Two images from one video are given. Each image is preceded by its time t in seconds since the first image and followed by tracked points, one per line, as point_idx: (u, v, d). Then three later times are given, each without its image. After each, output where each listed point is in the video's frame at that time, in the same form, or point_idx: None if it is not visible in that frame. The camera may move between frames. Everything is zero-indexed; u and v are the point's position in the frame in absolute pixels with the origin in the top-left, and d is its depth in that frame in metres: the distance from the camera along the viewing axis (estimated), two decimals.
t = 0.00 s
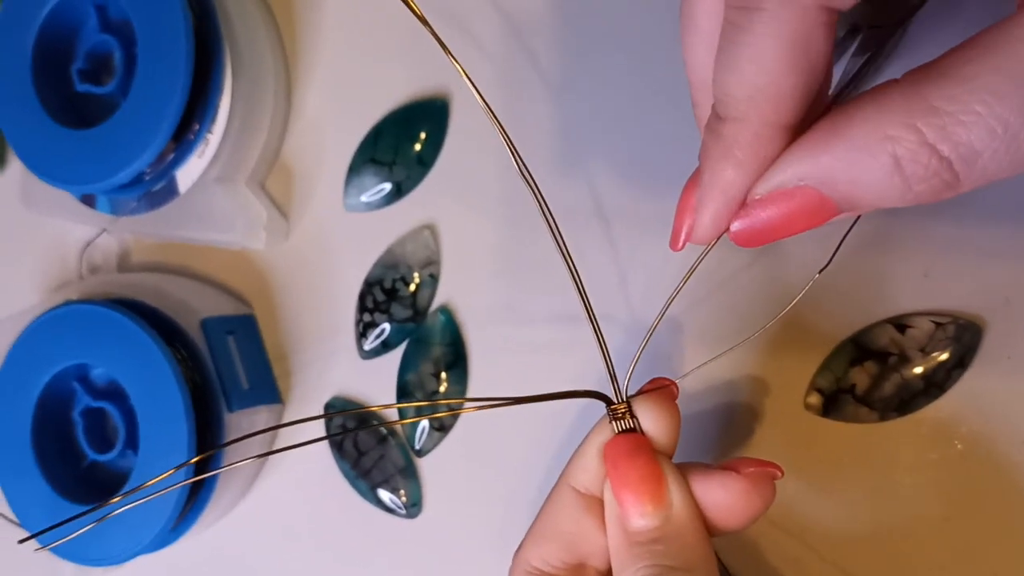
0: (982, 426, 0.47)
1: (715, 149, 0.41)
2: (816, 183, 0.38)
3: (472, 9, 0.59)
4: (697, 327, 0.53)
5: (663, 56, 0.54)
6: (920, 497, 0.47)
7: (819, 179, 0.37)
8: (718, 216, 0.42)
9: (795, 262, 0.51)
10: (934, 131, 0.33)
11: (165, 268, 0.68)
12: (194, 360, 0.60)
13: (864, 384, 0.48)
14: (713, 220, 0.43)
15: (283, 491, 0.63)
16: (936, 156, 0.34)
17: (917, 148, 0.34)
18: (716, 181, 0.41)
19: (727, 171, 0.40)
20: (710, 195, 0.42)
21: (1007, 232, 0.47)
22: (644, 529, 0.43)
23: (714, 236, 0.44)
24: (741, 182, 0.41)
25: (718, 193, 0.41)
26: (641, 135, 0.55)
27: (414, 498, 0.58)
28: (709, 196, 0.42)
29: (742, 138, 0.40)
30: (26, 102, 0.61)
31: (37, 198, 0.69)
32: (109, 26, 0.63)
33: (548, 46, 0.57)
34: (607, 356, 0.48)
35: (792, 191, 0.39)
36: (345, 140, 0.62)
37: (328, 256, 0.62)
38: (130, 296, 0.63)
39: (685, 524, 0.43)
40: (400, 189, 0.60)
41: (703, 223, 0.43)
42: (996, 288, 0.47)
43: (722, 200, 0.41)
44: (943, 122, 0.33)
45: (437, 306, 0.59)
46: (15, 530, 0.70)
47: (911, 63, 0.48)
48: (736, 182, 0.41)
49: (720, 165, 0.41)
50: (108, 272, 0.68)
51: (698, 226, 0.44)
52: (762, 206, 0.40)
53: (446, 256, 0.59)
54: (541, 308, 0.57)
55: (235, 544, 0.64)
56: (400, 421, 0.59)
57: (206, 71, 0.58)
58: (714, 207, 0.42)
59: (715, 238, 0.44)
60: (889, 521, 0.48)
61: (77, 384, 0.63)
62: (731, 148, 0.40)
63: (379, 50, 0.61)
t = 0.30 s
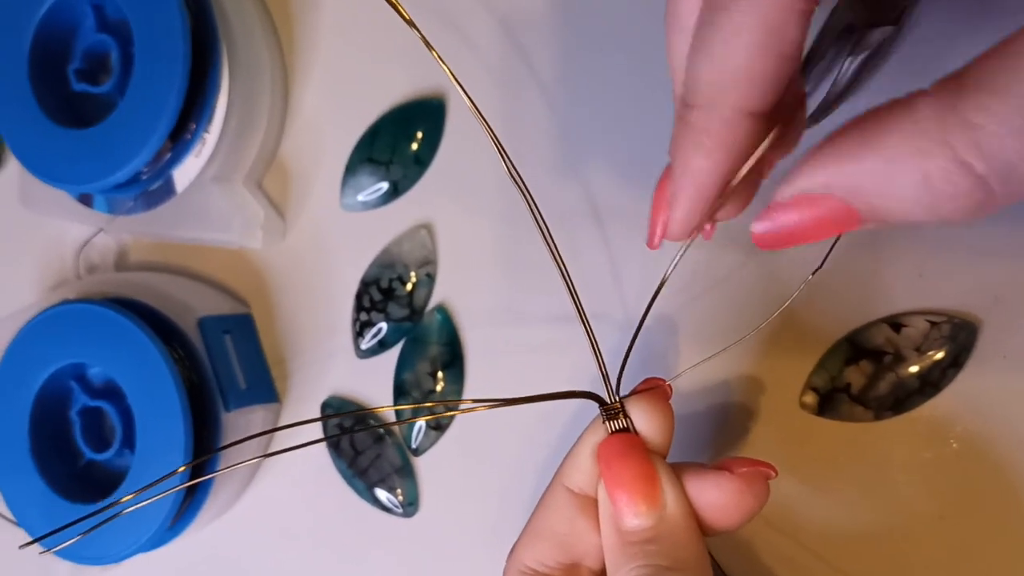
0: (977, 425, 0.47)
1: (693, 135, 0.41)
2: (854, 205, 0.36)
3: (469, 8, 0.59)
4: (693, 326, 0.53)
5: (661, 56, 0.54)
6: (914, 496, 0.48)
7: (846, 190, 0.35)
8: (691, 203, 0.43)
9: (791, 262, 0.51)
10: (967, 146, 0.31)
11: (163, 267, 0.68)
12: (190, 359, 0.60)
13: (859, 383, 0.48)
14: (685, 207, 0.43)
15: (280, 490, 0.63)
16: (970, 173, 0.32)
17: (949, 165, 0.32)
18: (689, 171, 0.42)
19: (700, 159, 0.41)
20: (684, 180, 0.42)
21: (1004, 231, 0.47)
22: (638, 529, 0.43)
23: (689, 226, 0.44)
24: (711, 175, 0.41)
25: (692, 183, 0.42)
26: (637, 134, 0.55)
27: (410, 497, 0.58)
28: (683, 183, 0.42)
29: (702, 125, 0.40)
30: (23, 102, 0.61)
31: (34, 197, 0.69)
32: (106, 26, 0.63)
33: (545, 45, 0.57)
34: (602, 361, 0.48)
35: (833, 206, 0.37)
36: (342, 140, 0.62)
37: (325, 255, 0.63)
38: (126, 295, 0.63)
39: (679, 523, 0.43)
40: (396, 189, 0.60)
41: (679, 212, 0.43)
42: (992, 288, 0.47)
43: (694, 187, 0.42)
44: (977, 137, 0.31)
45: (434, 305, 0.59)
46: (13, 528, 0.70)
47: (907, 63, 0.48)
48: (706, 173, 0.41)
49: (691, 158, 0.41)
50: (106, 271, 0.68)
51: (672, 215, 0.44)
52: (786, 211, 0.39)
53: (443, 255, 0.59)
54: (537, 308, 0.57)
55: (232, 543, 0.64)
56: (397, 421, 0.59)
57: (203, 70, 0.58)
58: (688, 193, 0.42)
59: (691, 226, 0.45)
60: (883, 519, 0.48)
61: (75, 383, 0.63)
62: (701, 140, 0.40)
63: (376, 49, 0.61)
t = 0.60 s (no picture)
0: (987, 426, 0.47)
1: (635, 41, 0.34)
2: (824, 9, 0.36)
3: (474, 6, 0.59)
4: (699, 326, 0.53)
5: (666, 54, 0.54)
6: (922, 497, 0.47)
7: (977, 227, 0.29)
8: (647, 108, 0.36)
9: (798, 261, 0.50)
10: None
11: (165, 266, 0.67)
12: (193, 358, 0.59)
13: (869, 383, 0.48)
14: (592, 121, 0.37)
15: (283, 491, 0.62)
16: None
17: None
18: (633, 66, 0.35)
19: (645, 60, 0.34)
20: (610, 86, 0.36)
21: (1012, 231, 0.47)
22: (650, 529, 0.43)
23: (614, 142, 0.37)
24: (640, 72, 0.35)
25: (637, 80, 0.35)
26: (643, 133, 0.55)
27: (415, 498, 0.58)
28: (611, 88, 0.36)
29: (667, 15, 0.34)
30: (25, 100, 0.61)
31: (37, 196, 0.69)
32: (108, 24, 0.62)
33: (550, 43, 0.57)
34: (611, 353, 0.45)
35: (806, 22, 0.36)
36: (345, 139, 0.62)
37: (328, 255, 0.62)
38: (128, 294, 0.63)
39: (692, 523, 0.43)
40: (401, 188, 0.60)
41: (602, 121, 0.37)
42: (1001, 288, 0.47)
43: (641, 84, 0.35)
44: None
45: (438, 305, 0.59)
46: (15, 529, 0.70)
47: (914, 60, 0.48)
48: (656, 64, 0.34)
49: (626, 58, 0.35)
50: (108, 271, 0.68)
51: (591, 126, 0.37)
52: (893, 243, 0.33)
53: (447, 255, 0.59)
54: (542, 307, 0.56)
55: (234, 544, 0.64)
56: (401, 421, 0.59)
57: (206, 67, 0.58)
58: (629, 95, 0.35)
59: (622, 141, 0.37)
60: (891, 520, 0.48)
61: (77, 383, 0.63)
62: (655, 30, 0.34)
63: (380, 48, 0.61)
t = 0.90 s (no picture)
0: (984, 432, 0.47)
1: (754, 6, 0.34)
2: None
3: (478, 19, 0.60)
4: (700, 334, 0.54)
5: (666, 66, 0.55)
6: (918, 501, 0.48)
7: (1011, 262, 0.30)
8: (782, 54, 0.33)
9: (798, 271, 0.52)
10: None
11: (172, 274, 0.68)
12: (202, 365, 0.61)
13: (865, 390, 0.49)
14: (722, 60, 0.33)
15: (289, 495, 0.63)
16: None
17: None
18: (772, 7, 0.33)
19: None
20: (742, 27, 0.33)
21: (1007, 241, 0.48)
22: (656, 529, 0.43)
23: (745, 90, 0.33)
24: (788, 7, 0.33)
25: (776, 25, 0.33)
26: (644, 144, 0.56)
27: (419, 501, 0.59)
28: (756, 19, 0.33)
29: None
30: (36, 111, 0.62)
31: (46, 205, 0.70)
32: (118, 36, 0.64)
33: (552, 56, 0.58)
34: (620, 355, 0.46)
35: None
36: (351, 149, 0.63)
37: (335, 262, 0.63)
38: (137, 301, 0.64)
39: (697, 522, 0.44)
40: (406, 197, 0.61)
41: (730, 67, 0.33)
42: (997, 296, 0.48)
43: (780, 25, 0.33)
44: None
45: (443, 312, 0.60)
46: (25, 533, 0.70)
47: (908, 78, 0.49)
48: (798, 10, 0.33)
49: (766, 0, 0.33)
50: (117, 278, 0.69)
51: (717, 65, 0.33)
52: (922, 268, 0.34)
53: (452, 263, 0.60)
54: (546, 315, 0.57)
55: (242, 547, 0.65)
56: (406, 426, 0.60)
57: (216, 79, 0.59)
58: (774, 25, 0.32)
59: (755, 96, 0.34)
60: (888, 524, 0.49)
61: (86, 389, 0.64)
62: None
63: (386, 60, 0.62)
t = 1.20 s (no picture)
0: (987, 431, 0.47)
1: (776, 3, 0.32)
2: None
3: (478, 16, 0.60)
4: (702, 332, 0.53)
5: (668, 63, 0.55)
6: (921, 502, 0.48)
7: None
8: (800, 55, 0.32)
9: (800, 269, 0.51)
10: None
11: (172, 273, 0.68)
12: (201, 364, 0.60)
13: (869, 389, 0.49)
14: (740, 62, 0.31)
15: (290, 494, 0.63)
16: None
17: None
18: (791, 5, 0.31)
19: None
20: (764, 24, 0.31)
21: (1010, 240, 0.47)
22: (658, 527, 0.43)
23: (762, 93, 0.31)
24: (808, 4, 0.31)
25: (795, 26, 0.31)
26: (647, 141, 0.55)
27: (421, 501, 0.59)
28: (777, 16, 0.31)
29: None
30: (35, 109, 0.62)
31: (45, 203, 0.69)
32: (117, 33, 0.63)
33: (554, 53, 0.58)
34: (622, 357, 0.46)
35: None
36: (351, 147, 0.63)
37: (335, 261, 0.63)
38: (136, 300, 0.64)
39: (699, 520, 0.44)
40: (407, 195, 0.61)
41: (750, 68, 0.31)
42: (1001, 294, 0.48)
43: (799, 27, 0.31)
44: None
45: (444, 310, 0.60)
46: (25, 533, 0.70)
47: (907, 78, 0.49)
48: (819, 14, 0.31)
49: None
50: (116, 277, 0.69)
51: (737, 63, 0.31)
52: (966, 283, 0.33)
53: (452, 261, 0.60)
54: (548, 314, 0.57)
55: (243, 547, 0.64)
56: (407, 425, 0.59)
57: (214, 75, 0.59)
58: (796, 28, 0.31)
59: (767, 101, 0.32)
60: (892, 525, 0.48)
61: (86, 389, 0.63)
62: None
63: (386, 58, 0.62)
